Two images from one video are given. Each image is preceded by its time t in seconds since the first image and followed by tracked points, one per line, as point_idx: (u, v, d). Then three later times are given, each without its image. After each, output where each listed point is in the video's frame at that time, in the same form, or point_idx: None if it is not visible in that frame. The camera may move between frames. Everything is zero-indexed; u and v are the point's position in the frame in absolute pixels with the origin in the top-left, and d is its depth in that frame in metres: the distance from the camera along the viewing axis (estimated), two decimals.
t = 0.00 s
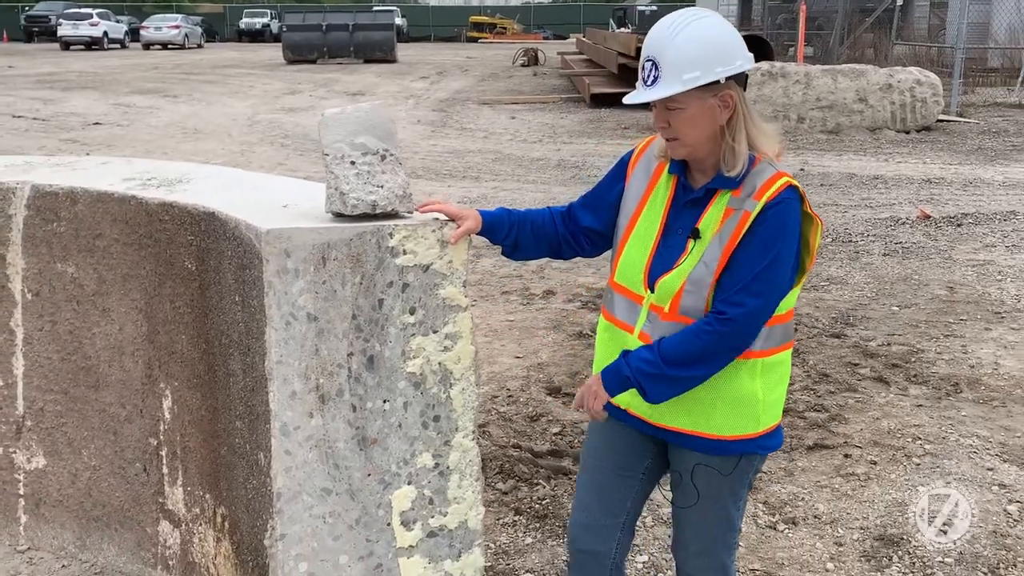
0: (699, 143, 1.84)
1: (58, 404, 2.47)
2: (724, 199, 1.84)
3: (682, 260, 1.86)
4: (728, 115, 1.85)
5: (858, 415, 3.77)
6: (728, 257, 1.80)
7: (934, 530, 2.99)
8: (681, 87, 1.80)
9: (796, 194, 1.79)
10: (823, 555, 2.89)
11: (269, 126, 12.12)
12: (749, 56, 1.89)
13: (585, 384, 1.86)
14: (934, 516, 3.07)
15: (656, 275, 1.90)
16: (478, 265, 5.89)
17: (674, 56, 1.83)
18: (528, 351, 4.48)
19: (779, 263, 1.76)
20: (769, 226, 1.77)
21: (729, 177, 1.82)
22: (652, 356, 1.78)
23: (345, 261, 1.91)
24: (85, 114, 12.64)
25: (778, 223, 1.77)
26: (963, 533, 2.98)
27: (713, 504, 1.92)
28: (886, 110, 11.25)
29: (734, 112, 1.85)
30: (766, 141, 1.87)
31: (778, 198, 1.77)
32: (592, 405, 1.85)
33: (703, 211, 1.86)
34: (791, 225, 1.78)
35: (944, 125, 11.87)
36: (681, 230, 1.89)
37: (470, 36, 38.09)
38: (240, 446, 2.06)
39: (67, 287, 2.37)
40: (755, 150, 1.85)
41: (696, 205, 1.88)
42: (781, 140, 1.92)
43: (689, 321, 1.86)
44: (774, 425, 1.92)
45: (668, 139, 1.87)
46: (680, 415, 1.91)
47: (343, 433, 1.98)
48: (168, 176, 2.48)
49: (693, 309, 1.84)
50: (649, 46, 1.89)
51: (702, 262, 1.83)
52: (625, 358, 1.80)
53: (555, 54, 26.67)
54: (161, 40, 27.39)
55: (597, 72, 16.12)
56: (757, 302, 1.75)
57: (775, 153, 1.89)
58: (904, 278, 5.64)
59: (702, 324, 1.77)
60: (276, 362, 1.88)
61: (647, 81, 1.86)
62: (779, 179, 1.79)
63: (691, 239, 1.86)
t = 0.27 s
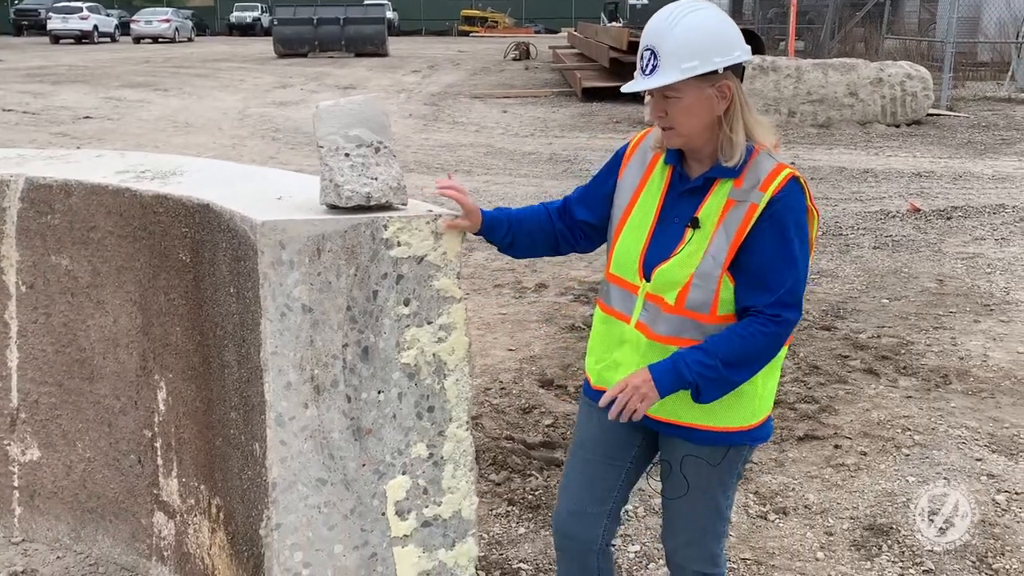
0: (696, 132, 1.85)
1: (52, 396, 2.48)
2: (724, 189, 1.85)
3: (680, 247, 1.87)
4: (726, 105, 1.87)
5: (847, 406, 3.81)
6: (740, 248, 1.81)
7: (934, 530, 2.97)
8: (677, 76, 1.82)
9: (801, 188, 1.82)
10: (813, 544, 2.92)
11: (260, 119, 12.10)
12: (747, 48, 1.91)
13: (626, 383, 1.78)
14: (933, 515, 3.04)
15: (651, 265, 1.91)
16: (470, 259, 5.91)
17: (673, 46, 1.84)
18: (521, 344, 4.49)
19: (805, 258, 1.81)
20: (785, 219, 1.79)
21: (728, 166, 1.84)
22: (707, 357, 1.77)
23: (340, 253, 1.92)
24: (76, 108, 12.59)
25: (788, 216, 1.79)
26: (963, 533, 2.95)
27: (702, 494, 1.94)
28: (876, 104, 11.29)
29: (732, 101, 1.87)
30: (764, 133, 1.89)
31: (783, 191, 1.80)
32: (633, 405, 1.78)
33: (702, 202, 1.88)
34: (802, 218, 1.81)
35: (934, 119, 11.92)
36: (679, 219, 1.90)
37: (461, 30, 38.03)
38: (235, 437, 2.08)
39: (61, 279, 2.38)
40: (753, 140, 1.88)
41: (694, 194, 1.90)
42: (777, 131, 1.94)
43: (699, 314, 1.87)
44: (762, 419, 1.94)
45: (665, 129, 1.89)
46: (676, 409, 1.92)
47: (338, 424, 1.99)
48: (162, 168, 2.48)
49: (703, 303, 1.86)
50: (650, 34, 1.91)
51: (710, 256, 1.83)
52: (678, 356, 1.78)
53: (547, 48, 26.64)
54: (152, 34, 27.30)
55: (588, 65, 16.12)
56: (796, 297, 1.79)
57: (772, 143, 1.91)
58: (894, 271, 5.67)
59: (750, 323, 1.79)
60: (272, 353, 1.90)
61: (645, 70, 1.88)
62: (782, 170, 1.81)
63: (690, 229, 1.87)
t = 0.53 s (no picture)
0: (688, 120, 1.87)
1: (49, 388, 2.48)
2: (716, 180, 1.87)
3: (674, 239, 1.88)
4: (718, 95, 1.89)
5: (841, 396, 3.83)
6: (742, 240, 1.83)
7: (934, 529, 2.93)
8: (671, 63, 1.83)
9: (796, 178, 1.84)
10: (807, 532, 2.95)
11: (254, 112, 12.07)
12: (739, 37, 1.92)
13: (676, 385, 1.75)
14: (934, 514, 3.00)
15: (643, 259, 1.93)
16: (465, 251, 5.91)
17: (669, 32, 1.84)
18: (516, 335, 4.51)
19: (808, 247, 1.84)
20: (786, 208, 1.81)
21: (720, 157, 1.86)
22: (748, 342, 1.78)
23: (337, 245, 1.93)
24: (68, 101, 12.54)
25: (787, 205, 1.81)
26: (963, 533, 2.92)
27: (694, 483, 1.96)
28: (869, 96, 11.31)
29: (724, 91, 1.89)
30: (753, 123, 1.91)
31: (780, 180, 1.82)
32: (688, 406, 1.75)
33: (694, 193, 1.89)
34: (801, 207, 1.84)
35: (927, 110, 11.95)
36: (669, 212, 1.91)
37: (453, 22, 37.94)
38: (233, 428, 2.08)
39: (57, 272, 2.38)
40: (744, 131, 1.90)
41: (684, 186, 1.91)
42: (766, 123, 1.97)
43: (700, 309, 1.88)
44: (752, 410, 1.95)
45: (658, 116, 1.89)
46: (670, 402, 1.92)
47: (336, 415, 2.00)
48: (158, 161, 2.49)
49: (705, 296, 1.87)
50: (646, 21, 1.91)
51: (711, 248, 1.85)
52: (720, 344, 1.78)
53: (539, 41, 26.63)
54: (143, 27, 27.18)
55: (582, 57, 16.10)
56: (810, 283, 1.82)
57: (762, 135, 1.94)
58: (887, 262, 5.69)
59: (768, 311, 1.81)
60: (270, 344, 1.90)
61: (640, 56, 1.88)
62: (775, 161, 1.84)
63: (681, 220, 1.88)
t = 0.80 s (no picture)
0: (690, 101, 1.87)
1: (46, 384, 2.48)
2: (703, 168, 1.88)
3: (662, 229, 1.89)
4: (713, 79, 1.90)
5: (837, 389, 3.84)
6: (732, 227, 1.84)
7: (934, 530, 2.91)
8: (687, 39, 1.82)
9: (781, 164, 1.86)
10: (803, 524, 2.96)
11: (247, 108, 12.04)
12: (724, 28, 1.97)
13: (657, 365, 1.79)
14: (933, 514, 2.97)
15: (632, 251, 1.93)
16: (461, 246, 5.92)
17: (682, 9, 1.83)
18: (511, 330, 4.51)
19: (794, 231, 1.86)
20: (774, 194, 1.83)
21: (709, 143, 1.87)
22: (730, 327, 1.81)
23: (334, 239, 1.93)
24: (61, 97, 12.49)
25: (774, 191, 1.83)
26: (964, 533, 2.89)
27: (687, 473, 1.97)
28: (862, 89, 11.33)
29: (719, 76, 1.91)
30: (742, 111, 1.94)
31: (767, 167, 1.83)
32: (667, 386, 1.78)
33: (680, 182, 1.90)
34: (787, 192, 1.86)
35: (921, 104, 11.97)
36: (657, 202, 1.91)
37: (447, 17, 37.86)
38: (231, 423, 2.09)
39: (53, 268, 2.38)
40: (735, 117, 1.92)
41: (671, 174, 1.91)
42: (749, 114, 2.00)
43: (692, 298, 1.88)
44: (740, 398, 1.96)
45: (663, 96, 1.87)
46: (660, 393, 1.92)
47: (334, 409, 2.00)
48: (154, 157, 2.48)
49: (697, 285, 1.87)
50: None
51: (700, 236, 1.85)
52: (703, 330, 1.81)
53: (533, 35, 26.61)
54: (136, 23, 27.10)
55: (576, 52, 16.09)
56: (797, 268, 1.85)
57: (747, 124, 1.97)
58: (881, 255, 5.71)
59: (757, 295, 1.83)
60: (267, 339, 1.91)
61: (651, 30, 1.84)
62: (761, 148, 1.85)
63: (669, 209, 1.89)
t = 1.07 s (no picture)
0: (686, 96, 1.90)
1: (42, 387, 2.48)
2: (687, 164, 1.89)
3: (648, 226, 1.90)
4: (700, 77, 1.94)
5: (832, 389, 3.86)
6: (718, 222, 1.85)
7: (934, 530, 2.92)
8: (700, 34, 1.86)
9: (762, 159, 1.87)
10: (799, 524, 2.97)
11: (243, 110, 12.04)
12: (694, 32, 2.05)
13: (652, 363, 1.80)
14: (933, 515, 2.99)
15: (617, 249, 1.93)
16: (456, 248, 5.92)
17: (691, 5, 1.87)
18: (507, 331, 4.52)
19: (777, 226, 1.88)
20: (756, 189, 1.85)
21: (692, 140, 1.89)
22: (721, 323, 1.82)
23: (331, 241, 1.94)
24: (55, 100, 12.48)
25: (757, 185, 1.85)
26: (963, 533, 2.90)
27: (676, 472, 1.98)
28: (856, 90, 11.36)
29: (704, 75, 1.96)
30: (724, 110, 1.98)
31: (750, 162, 1.85)
32: (662, 383, 1.80)
33: (664, 180, 1.91)
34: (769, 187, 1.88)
35: (915, 105, 12.01)
36: (641, 199, 1.92)
37: (441, 19, 37.87)
38: (227, 425, 2.09)
39: (50, 271, 2.38)
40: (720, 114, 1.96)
41: (654, 172, 1.93)
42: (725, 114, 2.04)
43: (679, 294, 1.89)
44: (725, 396, 1.97)
45: (667, 89, 1.89)
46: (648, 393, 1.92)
47: (331, 411, 2.01)
48: (150, 160, 2.49)
49: (684, 281, 1.88)
50: None
51: (687, 233, 1.86)
52: (694, 327, 1.82)
53: (528, 37, 26.65)
54: (130, 25, 27.06)
55: (570, 53, 16.12)
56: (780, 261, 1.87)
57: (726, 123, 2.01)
58: (875, 256, 5.73)
59: (742, 290, 1.85)
60: (264, 341, 1.91)
61: (665, 22, 1.84)
62: (744, 145, 1.87)
63: (653, 206, 1.90)
